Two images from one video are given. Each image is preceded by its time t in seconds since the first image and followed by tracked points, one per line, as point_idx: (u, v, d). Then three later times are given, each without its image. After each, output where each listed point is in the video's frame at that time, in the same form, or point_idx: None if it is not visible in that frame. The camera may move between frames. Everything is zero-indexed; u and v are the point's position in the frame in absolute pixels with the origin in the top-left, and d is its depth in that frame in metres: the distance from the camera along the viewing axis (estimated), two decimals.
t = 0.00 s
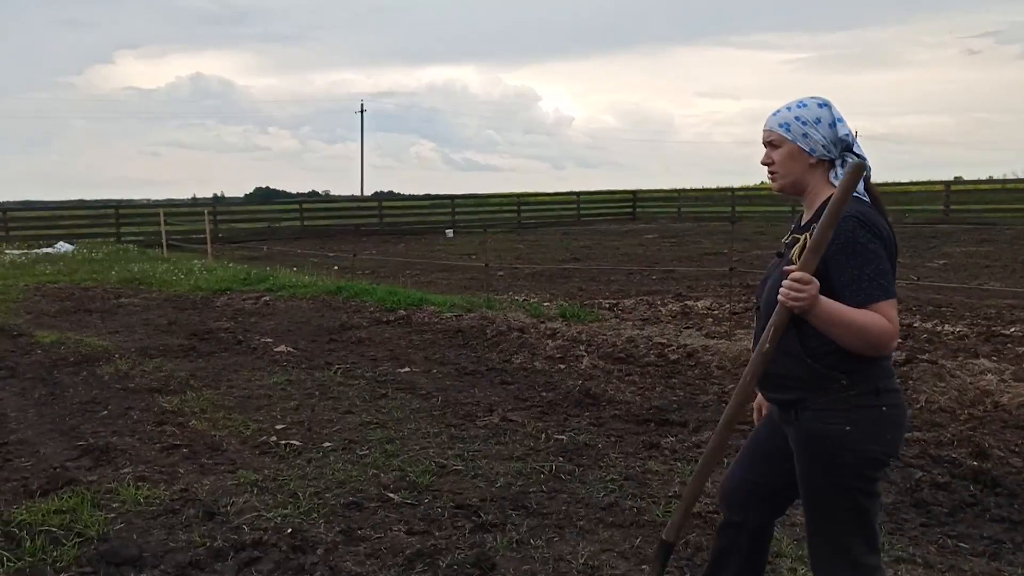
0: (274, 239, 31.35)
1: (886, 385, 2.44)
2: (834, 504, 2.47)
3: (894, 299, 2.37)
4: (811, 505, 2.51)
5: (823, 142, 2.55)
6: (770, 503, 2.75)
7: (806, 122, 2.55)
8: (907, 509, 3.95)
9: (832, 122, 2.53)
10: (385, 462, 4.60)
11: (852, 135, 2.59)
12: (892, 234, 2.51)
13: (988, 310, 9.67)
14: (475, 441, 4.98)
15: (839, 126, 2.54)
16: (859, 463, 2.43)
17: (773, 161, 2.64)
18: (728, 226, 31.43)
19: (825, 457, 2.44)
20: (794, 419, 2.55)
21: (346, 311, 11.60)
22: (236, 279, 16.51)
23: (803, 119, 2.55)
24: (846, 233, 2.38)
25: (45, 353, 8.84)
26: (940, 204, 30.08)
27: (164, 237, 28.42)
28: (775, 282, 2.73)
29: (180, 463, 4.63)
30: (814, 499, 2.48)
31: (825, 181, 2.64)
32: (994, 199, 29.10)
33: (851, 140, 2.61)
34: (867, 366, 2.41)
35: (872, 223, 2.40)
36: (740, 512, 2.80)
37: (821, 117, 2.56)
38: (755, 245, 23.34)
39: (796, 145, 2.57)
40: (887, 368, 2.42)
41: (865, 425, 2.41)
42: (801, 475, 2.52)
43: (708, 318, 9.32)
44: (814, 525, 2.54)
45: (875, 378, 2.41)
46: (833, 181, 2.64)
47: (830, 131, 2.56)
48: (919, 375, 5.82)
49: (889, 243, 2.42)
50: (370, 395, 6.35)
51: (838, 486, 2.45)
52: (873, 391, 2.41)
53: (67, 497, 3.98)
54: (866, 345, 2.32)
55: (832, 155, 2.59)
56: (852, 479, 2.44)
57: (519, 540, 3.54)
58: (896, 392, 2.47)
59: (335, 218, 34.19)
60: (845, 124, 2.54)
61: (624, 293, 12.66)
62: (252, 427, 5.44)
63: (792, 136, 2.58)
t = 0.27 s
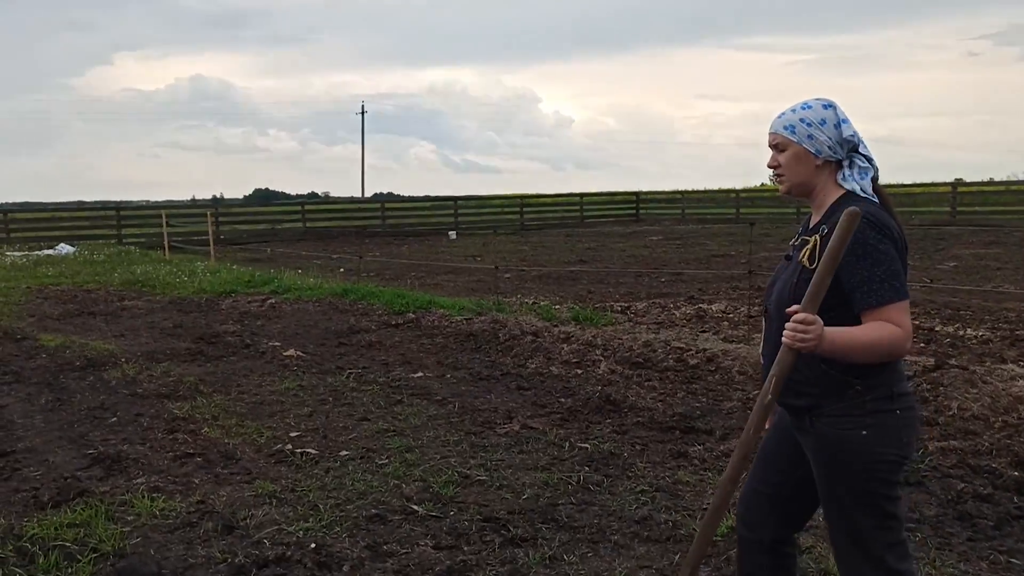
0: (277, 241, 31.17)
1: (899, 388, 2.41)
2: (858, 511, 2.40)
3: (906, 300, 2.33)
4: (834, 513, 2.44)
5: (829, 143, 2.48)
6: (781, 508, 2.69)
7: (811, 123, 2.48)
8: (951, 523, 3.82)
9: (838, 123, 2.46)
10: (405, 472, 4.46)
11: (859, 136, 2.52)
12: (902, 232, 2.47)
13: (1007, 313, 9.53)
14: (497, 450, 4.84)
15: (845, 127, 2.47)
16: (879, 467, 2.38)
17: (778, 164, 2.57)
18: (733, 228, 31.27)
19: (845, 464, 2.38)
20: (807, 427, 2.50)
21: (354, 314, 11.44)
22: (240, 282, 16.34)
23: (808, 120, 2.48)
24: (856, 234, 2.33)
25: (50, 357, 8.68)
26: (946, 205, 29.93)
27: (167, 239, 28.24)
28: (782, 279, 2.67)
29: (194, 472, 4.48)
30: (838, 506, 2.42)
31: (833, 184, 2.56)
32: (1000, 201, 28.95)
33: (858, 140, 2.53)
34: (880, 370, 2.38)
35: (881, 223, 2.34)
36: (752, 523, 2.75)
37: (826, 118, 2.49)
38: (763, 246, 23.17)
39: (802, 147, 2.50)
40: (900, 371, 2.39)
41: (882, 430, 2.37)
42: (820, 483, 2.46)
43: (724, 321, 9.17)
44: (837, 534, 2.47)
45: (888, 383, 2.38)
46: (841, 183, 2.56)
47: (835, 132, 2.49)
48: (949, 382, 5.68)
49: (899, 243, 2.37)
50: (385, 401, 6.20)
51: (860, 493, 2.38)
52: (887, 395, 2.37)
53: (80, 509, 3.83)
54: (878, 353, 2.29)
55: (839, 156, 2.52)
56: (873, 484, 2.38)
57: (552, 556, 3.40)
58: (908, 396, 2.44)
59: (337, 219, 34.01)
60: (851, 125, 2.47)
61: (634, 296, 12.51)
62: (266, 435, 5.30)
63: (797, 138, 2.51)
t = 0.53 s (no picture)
0: (279, 244, 31.05)
1: (905, 393, 2.37)
2: (844, 508, 2.39)
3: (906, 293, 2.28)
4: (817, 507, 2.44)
5: (830, 140, 2.42)
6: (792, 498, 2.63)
7: (812, 121, 2.42)
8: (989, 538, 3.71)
9: (838, 120, 2.40)
10: (425, 483, 4.35)
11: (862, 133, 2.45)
12: (905, 226, 2.41)
13: None
14: (518, 459, 4.72)
15: (846, 124, 2.41)
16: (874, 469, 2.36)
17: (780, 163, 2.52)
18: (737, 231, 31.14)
19: (840, 461, 2.36)
20: (810, 422, 2.46)
21: (362, 318, 11.32)
22: (245, 285, 16.22)
23: (808, 118, 2.43)
24: (854, 227, 2.29)
25: (56, 362, 8.56)
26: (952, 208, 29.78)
27: (170, 242, 28.13)
28: (790, 274, 2.64)
29: (208, 483, 4.37)
30: (824, 501, 2.41)
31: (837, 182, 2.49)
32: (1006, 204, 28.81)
33: (863, 137, 2.47)
34: (887, 372, 2.34)
35: (880, 217, 2.30)
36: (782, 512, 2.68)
37: (827, 115, 2.43)
38: (770, 249, 23.04)
39: (803, 145, 2.45)
40: (907, 376, 2.35)
41: (883, 433, 2.34)
42: (811, 476, 2.45)
43: (738, 326, 9.05)
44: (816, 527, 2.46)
45: (895, 387, 2.34)
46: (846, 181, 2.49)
47: (837, 129, 2.43)
48: (975, 390, 5.57)
49: (900, 236, 2.33)
50: (399, 408, 6.09)
51: (849, 492, 2.37)
52: (893, 399, 2.33)
53: (93, 522, 3.72)
54: (878, 348, 2.24)
55: (843, 154, 2.45)
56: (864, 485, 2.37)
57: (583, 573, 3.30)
58: (914, 401, 2.40)
59: (340, 222, 33.90)
60: (853, 121, 2.41)
61: (644, 300, 12.39)
62: (279, 443, 5.19)
63: (798, 136, 2.45)
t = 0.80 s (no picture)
0: (280, 243, 30.93)
1: (907, 396, 2.27)
2: (815, 495, 2.36)
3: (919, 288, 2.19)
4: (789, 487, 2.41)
5: (843, 134, 2.30)
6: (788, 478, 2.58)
7: (824, 114, 2.31)
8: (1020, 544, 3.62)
9: (852, 113, 2.29)
10: (439, 487, 4.25)
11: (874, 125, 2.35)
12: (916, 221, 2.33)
13: None
14: (532, 463, 4.63)
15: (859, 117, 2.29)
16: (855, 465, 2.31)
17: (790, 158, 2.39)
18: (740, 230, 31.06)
19: (823, 451, 2.31)
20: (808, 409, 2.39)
21: (366, 319, 11.21)
22: (247, 285, 16.11)
23: (821, 111, 2.31)
24: (867, 220, 2.20)
25: (58, 363, 8.45)
26: (955, 207, 29.69)
27: (170, 242, 28.00)
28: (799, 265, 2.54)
29: (217, 488, 4.27)
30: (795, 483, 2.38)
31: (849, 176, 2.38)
32: (1010, 203, 28.72)
33: (875, 130, 2.36)
34: (889, 371, 2.25)
35: (893, 210, 2.21)
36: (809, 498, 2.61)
37: (839, 108, 2.31)
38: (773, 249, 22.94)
39: (815, 140, 2.33)
40: (910, 379, 2.26)
41: (874, 432, 2.26)
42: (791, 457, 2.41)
43: (748, 326, 8.95)
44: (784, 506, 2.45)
45: (897, 388, 2.25)
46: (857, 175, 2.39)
47: (850, 123, 2.31)
48: (995, 392, 5.47)
49: (912, 231, 2.25)
50: (407, 411, 5.99)
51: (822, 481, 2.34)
52: (891, 399, 2.25)
53: (100, 529, 3.62)
54: (889, 346, 2.15)
55: (855, 147, 2.34)
56: (842, 478, 2.32)
57: None
58: (916, 405, 2.30)
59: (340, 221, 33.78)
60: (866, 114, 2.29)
61: (649, 300, 12.30)
62: (288, 447, 5.08)
63: (809, 131, 2.33)
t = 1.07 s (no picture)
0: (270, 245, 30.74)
1: (896, 404, 2.24)
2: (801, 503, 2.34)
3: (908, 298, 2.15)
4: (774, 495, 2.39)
5: (837, 143, 2.26)
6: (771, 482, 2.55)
7: (817, 122, 2.26)
8: None
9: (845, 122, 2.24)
10: (442, 496, 4.18)
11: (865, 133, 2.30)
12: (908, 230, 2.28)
13: None
14: (537, 470, 4.56)
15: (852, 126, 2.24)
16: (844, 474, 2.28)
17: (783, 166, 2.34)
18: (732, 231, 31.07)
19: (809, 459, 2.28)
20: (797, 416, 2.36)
21: (361, 322, 11.11)
22: (240, 288, 15.97)
23: (814, 119, 2.26)
24: (858, 229, 2.15)
25: (48, 368, 8.32)
26: (945, 208, 29.78)
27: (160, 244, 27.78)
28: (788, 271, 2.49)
29: (215, 497, 4.18)
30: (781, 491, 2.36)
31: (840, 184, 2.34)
32: (1000, 204, 28.83)
33: (868, 138, 2.32)
34: (877, 380, 2.21)
35: (882, 219, 2.16)
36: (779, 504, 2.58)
37: (832, 116, 2.26)
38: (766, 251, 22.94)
39: (808, 148, 2.27)
40: (899, 386, 2.22)
41: (862, 440, 2.23)
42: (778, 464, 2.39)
43: (747, 329, 8.91)
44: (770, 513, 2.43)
45: (885, 396, 2.21)
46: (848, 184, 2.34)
47: (843, 131, 2.27)
48: (999, 396, 5.44)
49: (904, 240, 2.19)
50: (407, 416, 5.91)
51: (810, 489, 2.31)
52: (879, 408, 2.21)
53: (96, 542, 3.53)
54: (876, 354, 2.11)
55: (847, 155, 2.30)
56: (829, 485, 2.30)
57: None
58: (905, 413, 2.27)
59: (331, 223, 33.60)
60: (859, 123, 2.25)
61: (645, 302, 12.24)
62: (286, 454, 5.00)
63: (802, 139, 2.28)
